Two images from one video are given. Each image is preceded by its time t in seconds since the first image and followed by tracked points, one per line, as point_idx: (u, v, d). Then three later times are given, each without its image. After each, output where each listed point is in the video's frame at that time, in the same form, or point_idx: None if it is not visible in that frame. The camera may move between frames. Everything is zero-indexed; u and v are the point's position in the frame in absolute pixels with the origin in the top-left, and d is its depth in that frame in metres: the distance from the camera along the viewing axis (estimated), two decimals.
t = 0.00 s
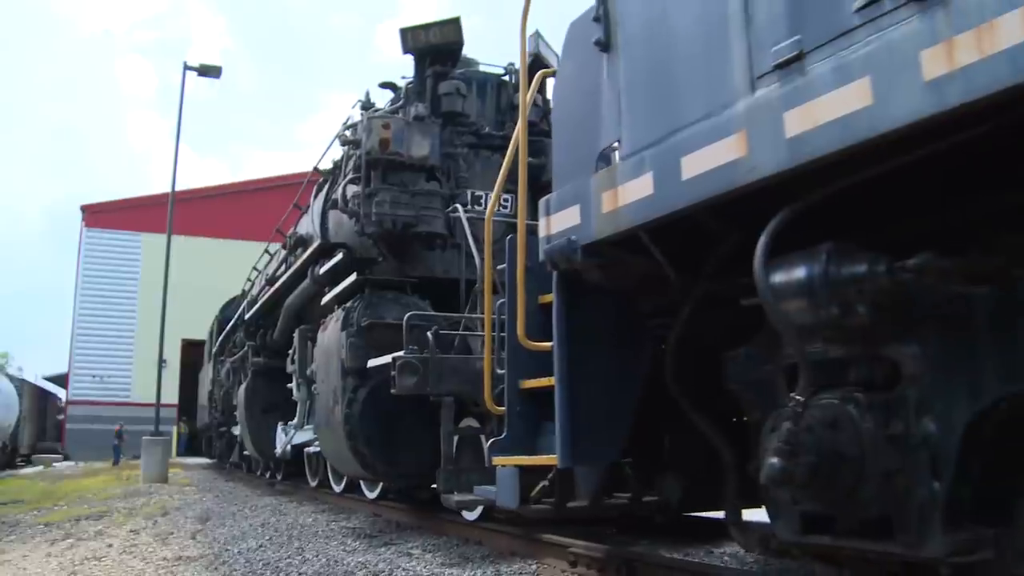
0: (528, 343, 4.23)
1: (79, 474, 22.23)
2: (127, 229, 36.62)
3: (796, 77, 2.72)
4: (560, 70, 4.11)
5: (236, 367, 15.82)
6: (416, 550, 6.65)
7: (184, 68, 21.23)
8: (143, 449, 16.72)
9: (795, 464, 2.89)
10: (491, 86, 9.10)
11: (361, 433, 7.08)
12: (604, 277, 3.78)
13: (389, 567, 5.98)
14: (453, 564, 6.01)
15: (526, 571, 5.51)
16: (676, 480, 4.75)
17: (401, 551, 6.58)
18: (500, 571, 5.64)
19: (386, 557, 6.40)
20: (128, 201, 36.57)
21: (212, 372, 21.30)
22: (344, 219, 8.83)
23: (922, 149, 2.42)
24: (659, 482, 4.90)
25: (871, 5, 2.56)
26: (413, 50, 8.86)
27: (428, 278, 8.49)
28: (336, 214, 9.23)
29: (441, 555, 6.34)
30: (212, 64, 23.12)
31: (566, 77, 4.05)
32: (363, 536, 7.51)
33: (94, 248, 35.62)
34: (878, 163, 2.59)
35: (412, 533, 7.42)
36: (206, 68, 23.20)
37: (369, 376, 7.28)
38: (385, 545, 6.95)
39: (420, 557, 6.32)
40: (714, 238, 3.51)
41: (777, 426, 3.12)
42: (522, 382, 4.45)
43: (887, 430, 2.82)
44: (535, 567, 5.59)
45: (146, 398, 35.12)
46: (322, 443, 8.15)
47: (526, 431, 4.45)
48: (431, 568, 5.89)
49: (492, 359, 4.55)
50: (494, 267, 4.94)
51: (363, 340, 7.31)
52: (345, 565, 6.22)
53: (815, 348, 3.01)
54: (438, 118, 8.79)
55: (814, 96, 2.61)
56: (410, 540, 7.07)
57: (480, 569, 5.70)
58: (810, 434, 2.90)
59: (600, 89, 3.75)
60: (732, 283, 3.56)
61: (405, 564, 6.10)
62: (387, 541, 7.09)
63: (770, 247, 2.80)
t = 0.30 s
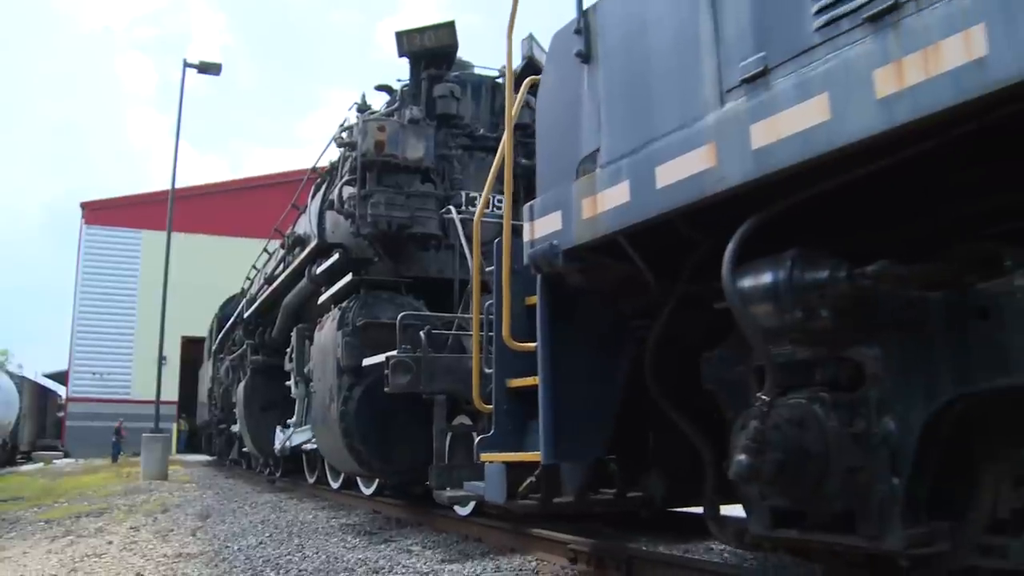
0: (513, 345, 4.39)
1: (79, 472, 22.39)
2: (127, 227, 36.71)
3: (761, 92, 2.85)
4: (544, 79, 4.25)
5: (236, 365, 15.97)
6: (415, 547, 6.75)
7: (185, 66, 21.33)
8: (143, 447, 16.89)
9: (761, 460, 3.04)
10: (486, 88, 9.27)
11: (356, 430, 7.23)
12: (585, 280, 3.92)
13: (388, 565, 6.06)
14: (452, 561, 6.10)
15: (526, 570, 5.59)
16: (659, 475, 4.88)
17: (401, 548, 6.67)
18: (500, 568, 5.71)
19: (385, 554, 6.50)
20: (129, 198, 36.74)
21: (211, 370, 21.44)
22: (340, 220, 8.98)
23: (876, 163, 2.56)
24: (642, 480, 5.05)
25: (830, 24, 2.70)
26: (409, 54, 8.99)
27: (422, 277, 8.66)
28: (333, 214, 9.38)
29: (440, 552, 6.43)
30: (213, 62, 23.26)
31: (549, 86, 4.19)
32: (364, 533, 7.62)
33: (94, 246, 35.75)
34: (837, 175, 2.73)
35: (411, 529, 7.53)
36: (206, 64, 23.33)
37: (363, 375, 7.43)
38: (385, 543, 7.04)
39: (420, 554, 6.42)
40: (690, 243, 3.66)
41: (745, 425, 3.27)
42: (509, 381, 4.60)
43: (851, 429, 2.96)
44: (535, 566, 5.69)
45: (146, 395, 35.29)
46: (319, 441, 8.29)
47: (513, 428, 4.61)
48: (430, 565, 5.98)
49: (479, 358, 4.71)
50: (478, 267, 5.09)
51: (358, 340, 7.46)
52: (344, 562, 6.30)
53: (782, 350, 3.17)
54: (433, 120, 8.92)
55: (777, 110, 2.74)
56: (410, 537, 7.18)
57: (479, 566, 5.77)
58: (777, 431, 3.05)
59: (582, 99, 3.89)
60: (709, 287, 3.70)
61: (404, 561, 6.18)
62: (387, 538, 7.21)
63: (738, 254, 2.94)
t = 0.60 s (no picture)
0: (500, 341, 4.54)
1: (81, 465, 22.54)
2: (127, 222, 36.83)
3: (730, 101, 2.99)
4: (529, 84, 4.39)
5: (235, 359, 16.11)
6: (416, 540, 6.79)
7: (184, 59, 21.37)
8: (144, 441, 17.04)
9: (731, 453, 3.17)
10: (481, 87, 9.37)
11: (352, 424, 7.38)
12: (568, 279, 4.06)
13: (387, 557, 6.10)
14: (451, 553, 6.12)
15: (526, 564, 5.54)
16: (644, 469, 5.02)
17: (401, 541, 6.74)
18: (501, 560, 5.72)
19: (385, 547, 6.54)
20: (128, 192, 36.85)
21: (211, 365, 21.59)
22: (337, 217, 9.12)
23: (836, 171, 2.71)
24: (627, 473, 5.19)
25: (794, 38, 2.84)
26: (404, 53, 9.11)
27: (417, 273, 8.80)
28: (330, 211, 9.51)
29: (439, 545, 6.47)
30: (212, 55, 23.36)
31: (534, 91, 4.33)
32: (363, 526, 7.73)
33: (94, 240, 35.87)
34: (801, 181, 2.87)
35: (411, 523, 7.59)
36: (206, 58, 23.39)
37: (359, 369, 7.57)
38: (385, 536, 7.11)
39: (420, 547, 6.45)
40: (669, 244, 3.80)
41: (717, 419, 3.41)
42: (498, 376, 4.74)
43: (818, 423, 3.10)
44: (535, 561, 5.62)
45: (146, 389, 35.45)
46: (316, 434, 8.44)
47: (502, 422, 4.75)
48: (430, 558, 6.00)
49: (468, 354, 4.86)
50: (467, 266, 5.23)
51: (353, 335, 7.61)
52: (344, 555, 6.37)
53: (753, 348, 3.31)
54: (428, 119, 9.05)
55: (744, 119, 2.88)
56: (410, 530, 7.21)
57: (478, 559, 5.77)
58: (747, 426, 3.18)
59: (564, 105, 4.03)
60: (687, 286, 3.84)
61: (403, 553, 6.21)
62: (387, 532, 7.30)
63: (709, 256, 3.09)
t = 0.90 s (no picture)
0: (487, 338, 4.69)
1: (81, 459, 22.69)
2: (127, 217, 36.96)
3: (702, 110, 3.13)
4: (515, 90, 4.54)
5: (235, 354, 16.25)
6: (417, 534, 6.91)
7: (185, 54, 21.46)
8: (144, 435, 17.18)
9: (703, 447, 3.29)
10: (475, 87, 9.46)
11: (348, 419, 7.54)
12: (552, 279, 4.20)
13: (388, 552, 6.22)
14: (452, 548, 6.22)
15: (527, 559, 5.62)
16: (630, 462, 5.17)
17: (401, 536, 6.86)
18: (502, 554, 5.84)
19: (385, 541, 6.68)
20: (128, 187, 36.97)
21: (211, 359, 21.73)
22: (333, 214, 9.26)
23: (800, 178, 2.85)
24: (613, 467, 5.34)
25: (760, 50, 2.98)
26: (400, 53, 9.24)
27: (413, 270, 8.93)
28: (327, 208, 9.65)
29: (440, 539, 6.59)
30: (212, 49, 23.46)
31: (520, 97, 4.47)
32: (364, 520, 7.86)
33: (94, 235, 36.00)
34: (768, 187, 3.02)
35: (413, 517, 7.70)
36: (205, 52, 23.48)
37: (354, 364, 7.72)
38: (385, 530, 7.24)
39: (420, 541, 6.57)
40: (649, 246, 3.94)
41: (690, 414, 3.56)
42: (487, 372, 4.89)
43: (788, 419, 3.24)
44: (535, 555, 5.69)
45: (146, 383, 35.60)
46: (312, 429, 8.58)
47: (490, 417, 4.89)
48: (430, 551, 6.10)
49: (458, 351, 5.00)
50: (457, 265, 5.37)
51: (348, 331, 7.76)
52: (345, 550, 6.51)
53: (726, 346, 3.46)
54: (423, 118, 9.18)
55: (715, 128, 3.02)
56: (411, 524, 7.35)
57: (479, 552, 5.87)
58: (719, 421, 3.34)
59: (548, 111, 4.17)
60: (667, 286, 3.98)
61: (404, 548, 6.33)
62: (387, 526, 7.43)
63: (683, 257, 3.23)
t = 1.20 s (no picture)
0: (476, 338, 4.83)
1: (82, 457, 22.82)
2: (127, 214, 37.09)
3: (677, 120, 3.27)
4: (503, 97, 4.68)
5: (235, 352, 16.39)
6: (416, 531, 7.04)
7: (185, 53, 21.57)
8: (144, 433, 17.31)
9: (679, 443, 3.45)
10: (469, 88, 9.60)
11: (344, 416, 7.67)
12: (538, 281, 4.34)
13: (387, 549, 6.35)
14: (450, 544, 6.36)
15: (527, 556, 5.74)
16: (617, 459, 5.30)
17: (401, 532, 6.99)
18: (500, 551, 5.96)
19: (384, 538, 6.82)
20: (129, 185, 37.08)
21: (212, 357, 21.86)
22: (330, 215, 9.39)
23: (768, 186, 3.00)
24: (602, 463, 5.50)
25: (731, 63, 3.12)
26: (396, 54, 9.36)
27: (408, 270, 9.07)
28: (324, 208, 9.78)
29: (438, 536, 6.72)
30: (212, 47, 23.57)
31: (507, 103, 4.61)
32: (364, 517, 7.99)
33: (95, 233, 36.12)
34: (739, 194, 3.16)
35: (412, 514, 7.83)
36: (206, 50, 23.56)
37: (351, 363, 7.87)
38: (384, 527, 7.37)
39: (421, 539, 6.70)
40: (630, 249, 4.08)
41: (668, 412, 3.70)
42: (477, 371, 5.04)
43: (760, 417, 3.39)
44: (534, 552, 5.82)
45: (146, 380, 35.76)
46: (310, 426, 8.72)
47: (479, 414, 5.03)
48: (429, 549, 6.21)
49: (448, 349, 5.14)
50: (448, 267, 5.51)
51: (344, 330, 7.90)
52: (344, 547, 6.64)
53: (702, 347, 3.59)
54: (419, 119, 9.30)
55: (688, 137, 3.16)
56: (410, 521, 7.48)
57: (478, 549, 6.00)
58: (694, 419, 3.48)
59: (533, 118, 4.31)
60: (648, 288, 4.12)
61: (404, 545, 6.46)
62: (386, 523, 7.57)
63: (659, 261, 3.38)
